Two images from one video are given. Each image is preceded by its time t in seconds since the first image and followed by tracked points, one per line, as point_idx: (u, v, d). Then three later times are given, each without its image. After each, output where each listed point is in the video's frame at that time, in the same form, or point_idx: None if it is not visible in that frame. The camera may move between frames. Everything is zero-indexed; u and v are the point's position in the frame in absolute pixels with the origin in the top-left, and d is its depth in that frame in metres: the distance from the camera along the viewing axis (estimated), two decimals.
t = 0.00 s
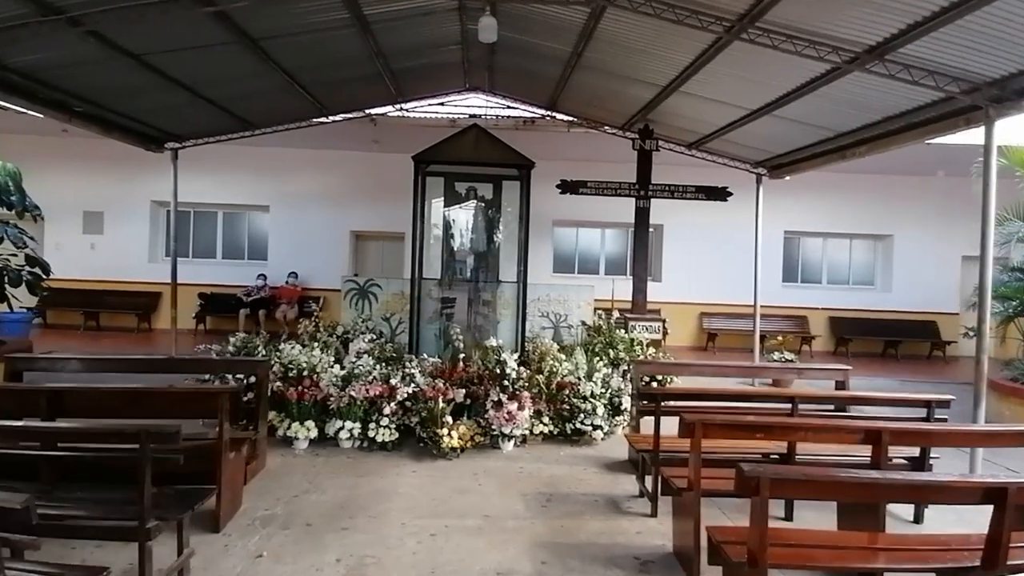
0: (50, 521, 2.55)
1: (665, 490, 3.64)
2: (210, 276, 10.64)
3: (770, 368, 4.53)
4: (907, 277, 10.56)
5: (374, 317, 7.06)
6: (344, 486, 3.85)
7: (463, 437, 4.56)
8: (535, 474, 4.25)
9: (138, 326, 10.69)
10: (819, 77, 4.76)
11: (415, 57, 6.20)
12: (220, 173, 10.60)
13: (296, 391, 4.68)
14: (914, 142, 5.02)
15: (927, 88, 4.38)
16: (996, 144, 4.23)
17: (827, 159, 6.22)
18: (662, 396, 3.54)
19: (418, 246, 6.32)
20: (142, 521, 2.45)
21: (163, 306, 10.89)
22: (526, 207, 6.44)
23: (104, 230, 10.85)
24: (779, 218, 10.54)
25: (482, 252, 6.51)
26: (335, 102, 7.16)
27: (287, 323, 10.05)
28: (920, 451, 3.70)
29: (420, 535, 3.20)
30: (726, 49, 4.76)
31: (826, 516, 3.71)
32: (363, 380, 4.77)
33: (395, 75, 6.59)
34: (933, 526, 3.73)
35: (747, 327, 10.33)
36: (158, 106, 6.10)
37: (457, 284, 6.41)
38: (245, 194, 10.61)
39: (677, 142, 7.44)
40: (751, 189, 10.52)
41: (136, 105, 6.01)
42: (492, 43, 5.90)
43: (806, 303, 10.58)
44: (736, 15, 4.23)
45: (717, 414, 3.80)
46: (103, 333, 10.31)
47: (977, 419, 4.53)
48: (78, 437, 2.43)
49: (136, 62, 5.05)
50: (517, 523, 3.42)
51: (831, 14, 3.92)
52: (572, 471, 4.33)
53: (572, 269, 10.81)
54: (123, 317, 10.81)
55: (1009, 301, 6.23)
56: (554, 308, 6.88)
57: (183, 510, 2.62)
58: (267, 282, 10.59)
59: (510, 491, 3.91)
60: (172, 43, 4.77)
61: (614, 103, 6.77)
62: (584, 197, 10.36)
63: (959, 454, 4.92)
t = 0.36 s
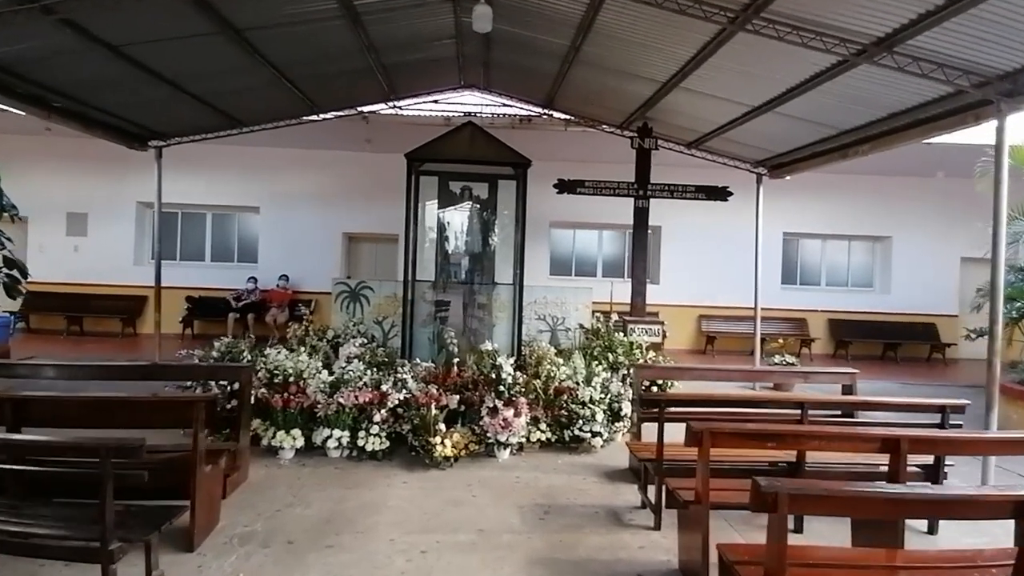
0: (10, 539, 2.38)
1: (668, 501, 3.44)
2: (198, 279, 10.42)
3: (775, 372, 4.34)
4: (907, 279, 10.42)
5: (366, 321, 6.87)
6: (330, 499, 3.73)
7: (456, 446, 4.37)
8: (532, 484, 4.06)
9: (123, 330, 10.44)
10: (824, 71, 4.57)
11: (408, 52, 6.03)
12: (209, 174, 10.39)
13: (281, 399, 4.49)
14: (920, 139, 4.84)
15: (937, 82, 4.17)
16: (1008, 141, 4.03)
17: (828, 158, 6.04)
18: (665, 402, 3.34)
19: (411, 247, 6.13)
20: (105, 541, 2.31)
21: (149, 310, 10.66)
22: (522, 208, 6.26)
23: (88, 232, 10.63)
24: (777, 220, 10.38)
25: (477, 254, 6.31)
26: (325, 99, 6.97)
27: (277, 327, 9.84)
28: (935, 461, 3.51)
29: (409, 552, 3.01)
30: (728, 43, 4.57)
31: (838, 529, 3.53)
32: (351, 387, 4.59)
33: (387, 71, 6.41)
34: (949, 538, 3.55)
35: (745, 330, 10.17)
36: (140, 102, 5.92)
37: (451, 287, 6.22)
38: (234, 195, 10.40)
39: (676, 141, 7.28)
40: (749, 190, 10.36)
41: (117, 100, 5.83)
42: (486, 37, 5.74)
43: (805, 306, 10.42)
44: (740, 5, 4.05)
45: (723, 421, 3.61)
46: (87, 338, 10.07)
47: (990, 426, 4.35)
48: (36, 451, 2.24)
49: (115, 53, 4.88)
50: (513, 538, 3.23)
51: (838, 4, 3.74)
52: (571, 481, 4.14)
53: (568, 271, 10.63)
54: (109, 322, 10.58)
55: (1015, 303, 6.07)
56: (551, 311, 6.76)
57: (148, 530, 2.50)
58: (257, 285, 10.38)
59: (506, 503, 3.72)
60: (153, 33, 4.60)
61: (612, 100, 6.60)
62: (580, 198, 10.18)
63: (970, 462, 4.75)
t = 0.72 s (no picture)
0: None
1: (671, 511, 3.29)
2: (183, 284, 10.22)
3: (778, 373, 4.20)
4: (903, 277, 10.33)
5: (355, 324, 6.70)
6: (316, 513, 3.58)
7: (449, 454, 4.22)
8: (528, 493, 3.90)
9: (106, 336, 10.23)
10: (824, 65, 4.43)
11: (395, 48, 5.86)
12: (194, 176, 10.19)
13: (266, 407, 4.33)
14: (920, 134, 4.70)
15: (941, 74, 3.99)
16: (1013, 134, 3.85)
17: (825, 155, 5.89)
18: (666, 407, 3.18)
19: (401, 249, 5.97)
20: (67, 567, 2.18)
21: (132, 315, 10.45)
22: (514, 208, 6.10)
23: (69, 235, 10.44)
24: (773, 218, 10.26)
25: (470, 254, 6.15)
26: (312, 96, 6.81)
27: (265, 331, 9.65)
28: (947, 467, 3.36)
29: (400, 570, 2.85)
30: (725, 36, 4.42)
31: (848, 538, 3.39)
32: (339, 394, 4.43)
33: (375, 68, 6.25)
34: (963, 547, 3.41)
35: (741, 330, 10.06)
36: (118, 97, 5.79)
37: (442, 289, 6.07)
38: (220, 197, 10.21)
39: (671, 138, 7.15)
40: (743, 189, 10.25)
41: (94, 97, 5.68)
42: (476, 32, 5.59)
43: (801, 305, 10.32)
44: None
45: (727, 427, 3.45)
46: (69, 345, 9.85)
47: (999, 429, 4.22)
48: None
49: (89, 49, 4.73)
50: (509, 552, 3.08)
51: None
52: (569, 489, 3.98)
53: (562, 272, 10.49)
54: (92, 328, 10.38)
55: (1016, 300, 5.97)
56: (545, 312, 6.63)
57: (115, 554, 2.35)
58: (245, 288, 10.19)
59: (501, 514, 3.56)
60: (129, 28, 4.44)
61: (606, 97, 6.46)
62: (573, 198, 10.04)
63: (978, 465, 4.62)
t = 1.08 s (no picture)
0: None
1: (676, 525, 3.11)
2: (170, 285, 10.00)
3: (784, 377, 4.04)
4: (902, 273, 10.22)
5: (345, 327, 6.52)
6: (301, 530, 3.41)
7: (442, 464, 4.06)
8: (524, 505, 3.73)
9: (90, 339, 9.99)
10: (829, 56, 4.26)
11: (383, 40, 5.67)
12: (180, 174, 9.96)
13: (249, 416, 4.14)
14: (925, 129, 4.55)
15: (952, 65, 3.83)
16: None
17: (827, 149, 5.73)
18: (670, 416, 3.03)
19: (392, 249, 5.78)
20: None
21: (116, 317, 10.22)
22: (509, 206, 5.92)
23: (51, 236, 10.19)
24: (770, 215, 10.12)
25: (463, 253, 5.97)
26: (298, 90, 6.62)
27: (254, 333, 9.44)
28: (962, 477, 3.19)
29: None
30: (726, 27, 4.26)
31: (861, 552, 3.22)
32: (327, 403, 4.25)
33: (363, 60, 6.06)
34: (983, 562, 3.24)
35: (738, 329, 9.92)
36: (94, 92, 5.59)
37: (435, 290, 5.88)
38: (206, 196, 9.98)
39: (668, 134, 7.00)
40: (740, 186, 10.11)
41: (70, 92, 5.49)
42: (467, 22, 5.41)
43: (799, 303, 10.18)
44: None
45: (734, 435, 3.30)
46: (52, 348, 9.61)
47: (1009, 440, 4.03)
48: None
49: (61, 42, 4.53)
50: (505, 571, 2.91)
51: None
52: (567, 500, 3.81)
53: (556, 270, 10.32)
54: (76, 330, 10.14)
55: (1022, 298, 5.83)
56: (541, 313, 6.46)
57: None
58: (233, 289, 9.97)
59: (497, 529, 3.39)
60: (102, 19, 4.25)
61: (602, 90, 6.28)
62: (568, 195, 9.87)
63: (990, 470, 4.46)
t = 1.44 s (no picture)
0: None
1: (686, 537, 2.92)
2: (165, 283, 9.83)
3: (798, 380, 3.86)
4: (911, 271, 10.03)
5: (341, 326, 6.34)
6: (291, 541, 3.23)
7: (440, 470, 3.87)
8: (526, 513, 3.55)
9: (84, 338, 9.82)
10: (846, 41, 4.06)
11: (381, 29, 5.49)
12: (175, 171, 9.78)
13: (238, 419, 3.94)
14: (941, 120, 4.36)
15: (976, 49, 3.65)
16: None
17: (838, 142, 5.55)
18: (682, 422, 2.85)
19: (388, 245, 5.60)
20: None
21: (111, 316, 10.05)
22: (509, 202, 5.73)
23: (45, 234, 10.02)
24: (776, 212, 9.93)
25: (462, 251, 5.77)
26: (292, 83, 6.44)
27: (250, 332, 9.29)
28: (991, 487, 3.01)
29: None
30: (737, 12, 4.06)
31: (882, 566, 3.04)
32: (320, 406, 4.05)
33: (358, 51, 5.89)
34: None
35: (743, 328, 9.73)
36: (82, 84, 5.40)
37: (433, 288, 5.70)
38: (203, 193, 9.81)
39: (673, 127, 6.82)
40: (746, 182, 9.91)
41: (56, 85, 5.30)
42: (465, 10, 5.24)
43: (806, 301, 10.00)
44: None
45: (749, 443, 3.11)
46: (46, 348, 9.45)
47: None
48: None
49: (43, 31, 4.34)
50: None
51: None
52: (571, 508, 3.63)
53: (558, 269, 10.15)
54: (69, 329, 9.97)
55: None
56: (542, 312, 6.28)
57: None
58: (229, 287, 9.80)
59: (496, 540, 3.21)
60: (85, 5, 4.07)
61: (605, 82, 6.09)
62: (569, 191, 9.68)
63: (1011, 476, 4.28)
